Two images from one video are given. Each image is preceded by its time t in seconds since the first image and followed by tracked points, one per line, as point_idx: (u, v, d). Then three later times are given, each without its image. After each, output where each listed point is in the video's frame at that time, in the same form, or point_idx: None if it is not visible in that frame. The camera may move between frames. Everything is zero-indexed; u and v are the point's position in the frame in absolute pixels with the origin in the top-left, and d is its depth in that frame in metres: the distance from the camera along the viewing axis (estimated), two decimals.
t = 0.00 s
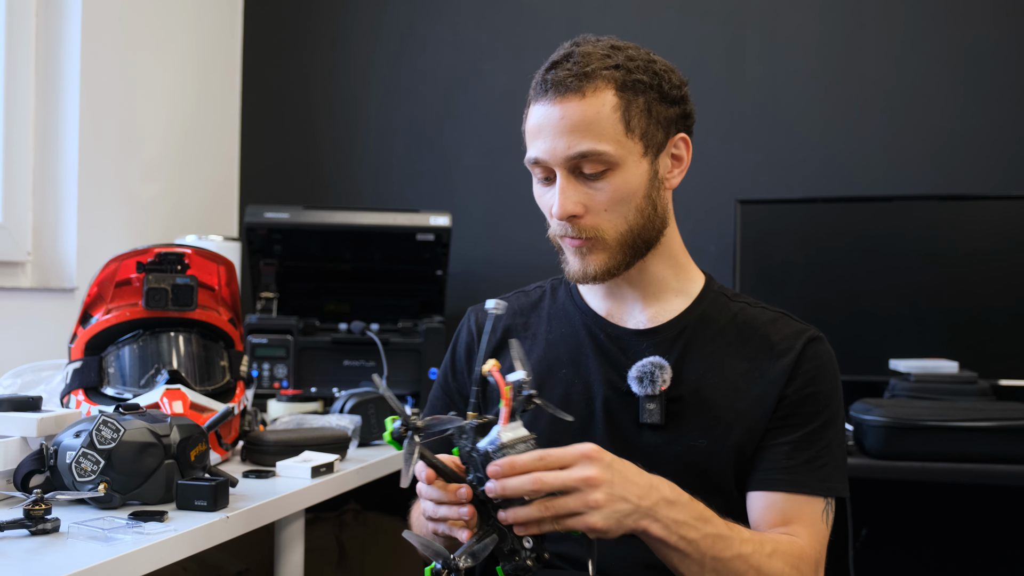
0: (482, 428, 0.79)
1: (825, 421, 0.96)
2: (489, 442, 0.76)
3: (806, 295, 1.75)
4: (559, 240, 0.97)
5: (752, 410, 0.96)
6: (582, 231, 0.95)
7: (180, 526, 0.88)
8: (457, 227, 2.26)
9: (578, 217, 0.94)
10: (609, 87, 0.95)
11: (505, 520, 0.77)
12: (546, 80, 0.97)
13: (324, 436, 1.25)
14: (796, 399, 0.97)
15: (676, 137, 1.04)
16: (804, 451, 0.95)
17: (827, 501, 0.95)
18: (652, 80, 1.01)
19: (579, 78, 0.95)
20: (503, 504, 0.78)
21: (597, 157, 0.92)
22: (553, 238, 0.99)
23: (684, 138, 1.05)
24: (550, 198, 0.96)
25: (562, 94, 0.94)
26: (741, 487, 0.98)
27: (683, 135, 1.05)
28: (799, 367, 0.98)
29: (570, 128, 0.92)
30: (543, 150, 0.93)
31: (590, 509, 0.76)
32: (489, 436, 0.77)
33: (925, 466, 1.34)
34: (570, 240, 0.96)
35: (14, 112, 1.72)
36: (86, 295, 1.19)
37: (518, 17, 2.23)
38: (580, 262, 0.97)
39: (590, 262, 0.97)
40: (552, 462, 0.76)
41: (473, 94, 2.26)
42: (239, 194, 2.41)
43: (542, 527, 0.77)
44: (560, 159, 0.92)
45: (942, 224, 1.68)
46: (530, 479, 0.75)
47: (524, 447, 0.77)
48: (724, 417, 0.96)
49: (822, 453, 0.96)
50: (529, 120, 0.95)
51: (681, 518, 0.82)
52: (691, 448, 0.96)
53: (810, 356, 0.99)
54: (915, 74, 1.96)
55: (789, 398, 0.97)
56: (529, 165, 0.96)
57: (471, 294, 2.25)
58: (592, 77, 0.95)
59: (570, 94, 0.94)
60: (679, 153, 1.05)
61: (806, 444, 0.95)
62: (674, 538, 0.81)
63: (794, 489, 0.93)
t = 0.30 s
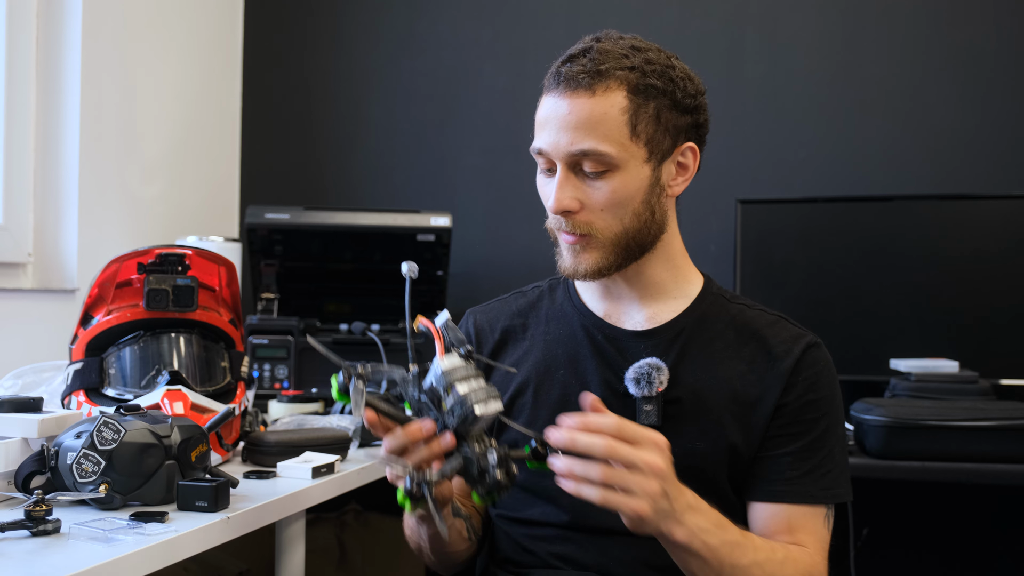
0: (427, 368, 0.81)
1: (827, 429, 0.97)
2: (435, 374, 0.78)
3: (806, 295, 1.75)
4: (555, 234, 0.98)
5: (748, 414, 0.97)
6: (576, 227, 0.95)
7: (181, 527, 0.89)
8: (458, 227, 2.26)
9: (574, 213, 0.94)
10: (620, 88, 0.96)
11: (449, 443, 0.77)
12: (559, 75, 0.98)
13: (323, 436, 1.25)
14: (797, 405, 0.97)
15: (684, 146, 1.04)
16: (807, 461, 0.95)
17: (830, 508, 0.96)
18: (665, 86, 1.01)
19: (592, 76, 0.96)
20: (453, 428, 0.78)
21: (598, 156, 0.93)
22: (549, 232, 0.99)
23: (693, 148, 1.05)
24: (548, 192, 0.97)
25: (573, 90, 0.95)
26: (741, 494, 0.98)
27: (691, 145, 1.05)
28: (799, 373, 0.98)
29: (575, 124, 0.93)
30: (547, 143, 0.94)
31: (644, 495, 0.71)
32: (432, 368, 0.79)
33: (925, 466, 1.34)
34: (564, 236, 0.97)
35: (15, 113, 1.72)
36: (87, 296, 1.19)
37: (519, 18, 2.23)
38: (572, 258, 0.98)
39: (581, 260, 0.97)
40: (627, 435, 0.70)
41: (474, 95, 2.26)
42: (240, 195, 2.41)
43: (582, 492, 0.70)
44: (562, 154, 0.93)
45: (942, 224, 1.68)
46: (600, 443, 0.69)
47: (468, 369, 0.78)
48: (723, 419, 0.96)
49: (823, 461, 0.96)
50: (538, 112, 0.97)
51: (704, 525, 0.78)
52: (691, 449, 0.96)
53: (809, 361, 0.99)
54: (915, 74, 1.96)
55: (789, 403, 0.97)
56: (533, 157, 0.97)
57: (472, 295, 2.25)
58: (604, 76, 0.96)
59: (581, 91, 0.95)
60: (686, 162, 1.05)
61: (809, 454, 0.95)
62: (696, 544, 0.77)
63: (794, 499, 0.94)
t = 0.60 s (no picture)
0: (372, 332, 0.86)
1: (843, 435, 0.99)
2: (383, 327, 0.85)
3: (807, 295, 1.75)
4: (554, 231, 0.98)
5: (754, 415, 0.97)
6: (576, 226, 0.95)
7: (183, 528, 0.89)
8: (458, 228, 2.27)
9: (574, 212, 0.95)
10: (629, 90, 0.96)
11: (419, 381, 0.78)
12: (571, 73, 0.98)
13: (326, 437, 1.25)
14: (813, 415, 0.98)
15: (690, 153, 1.04)
16: (834, 469, 0.98)
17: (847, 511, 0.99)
18: (676, 91, 1.01)
19: (602, 76, 0.96)
20: (419, 367, 0.80)
21: (603, 156, 0.93)
22: (550, 229, 0.99)
23: (699, 156, 1.05)
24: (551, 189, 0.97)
25: (582, 89, 0.95)
26: (771, 507, 0.99)
27: (698, 153, 1.05)
28: (811, 380, 0.99)
29: (582, 123, 0.93)
30: (553, 140, 0.95)
31: None
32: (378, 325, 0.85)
33: (926, 466, 1.34)
34: (564, 234, 0.97)
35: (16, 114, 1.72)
36: (88, 297, 1.19)
37: (519, 19, 2.23)
38: (570, 256, 0.98)
39: (579, 259, 0.97)
40: None
41: (474, 96, 2.26)
42: (240, 196, 2.41)
43: None
44: (566, 152, 0.94)
45: (942, 224, 1.68)
46: None
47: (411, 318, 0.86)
48: (730, 423, 0.97)
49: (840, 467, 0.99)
50: (547, 109, 0.97)
51: None
52: (695, 451, 0.96)
53: (819, 369, 0.99)
54: (915, 74, 1.96)
55: (802, 411, 0.98)
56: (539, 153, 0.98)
57: (473, 295, 2.25)
58: (615, 78, 0.96)
59: (590, 91, 0.95)
60: (691, 169, 1.05)
61: (833, 462, 0.98)
62: None
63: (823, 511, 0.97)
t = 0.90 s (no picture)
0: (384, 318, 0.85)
1: (846, 436, 0.99)
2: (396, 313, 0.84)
3: (807, 297, 1.75)
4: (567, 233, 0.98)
5: (755, 417, 0.97)
6: (589, 230, 0.95)
7: (184, 530, 0.88)
8: (459, 229, 2.26)
9: (589, 215, 0.95)
10: (648, 97, 0.96)
11: (426, 364, 0.77)
12: (589, 76, 0.98)
13: (327, 439, 1.25)
14: (812, 417, 0.98)
15: (704, 160, 1.04)
16: (837, 471, 0.97)
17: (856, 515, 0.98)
18: (694, 99, 1.01)
19: (622, 81, 0.96)
20: (426, 355, 0.79)
21: (620, 162, 0.93)
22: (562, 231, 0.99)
23: (713, 164, 1.05)
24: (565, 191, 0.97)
25: (602, 93, 0.95)
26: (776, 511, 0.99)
27: (712, 161, 1.05)
28: (810, 383, 0.98)
29: (600, 127, 0.93)
30: (570, 142, 0.94)
31: None
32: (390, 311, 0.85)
33: (927, 467, 1.34)
34: (577, 237, 0.97)
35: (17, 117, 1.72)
36: (90, 299, 1.19)
37: (520, 21, 2.23)
38: (582, 259, 0.97)
39: (590, 262, 0.97)
40: None
41: (474, 98, 2.26)
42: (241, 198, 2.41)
43: None
44: (583, 155, 0.93)
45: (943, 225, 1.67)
46: None
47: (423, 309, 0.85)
48: (730, 425, 0.96)
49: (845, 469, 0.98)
50: (565, 111, 0.97)
51: None
52: (695, 452, 0.96)
53: (819, 371, 0.99)
54: (916, 76, 1.96)
55: (803, 414, 0.97)
56: (555, 154, 0.97)
57: (473, 296, 2.25)
58: (634, 83, 0.96)
59: (609, 95, 0.95)
60: (705, 176, 1.05)
61: (836, 464, 0.97)
62: None
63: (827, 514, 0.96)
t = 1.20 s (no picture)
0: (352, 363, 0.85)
1: (849, 442, 0.99)
2: (363, 359, 0.83)
3: (807, 299, 1.75)
4: (582, 233, 0.98)
5: (760, 421, 0.97)
6: (607, 230, 0.95)
7: (183, 533, 0.88)
8: (459, 231, 2.26)
9: (608, 216, 0.94)
10: (668, 97, 0.96)
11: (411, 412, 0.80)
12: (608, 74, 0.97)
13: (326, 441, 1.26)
14: (818, 421, 0.98)
15: (719, 162, 1.04)
16: (840, 476, 0.97)
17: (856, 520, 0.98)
18: (711, 100, 1.01)
19: (642, 80, 0.95)
20: (407, 400, 0.81)
21: (640, 163, 0.93)
22: (577, 230, 0.99)
23: (727, 165, 1.06)
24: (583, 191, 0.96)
25: (622, 92, 0.94)
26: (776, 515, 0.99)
27: (726, 163, 1.06)
28: (817, 388, 0.98)
29: (621, 127, 0.93)
30: (590, 142, 0.93)
31: None
32: (356, 356, 0.84)
33: (927, 470, 1.34)
34: (593, 237, 0.97)
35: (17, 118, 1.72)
36: (88, 302, 1.19)
37: (519, 23, 2.24)
38: (597, 260, 0.97)
39: (606, 263, 0.97)
40: None
41: (474, 99, 2.27)
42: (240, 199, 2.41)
43: None
44: (603, 156, 0.93)
45: (943, 227, 1.68)
46: None
47: (389, 345, 0.85)
48: (735, 429, 0.96)
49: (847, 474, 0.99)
50: (583, 109, 0.96)
51: None
52: (699, 455, 0.96)
53: (824, 376, 0.99)
54: (916, 78, 1.96)
55: (808, 418, 0.97)
56: (572, 154, 0.97)
57: (472, 298, 2.24)
58: (654, 84, 0.96)
59: (630, 95, 0.94)
60: (718, 178, 1.06)
61: (839, 469, 0.97)
62: None
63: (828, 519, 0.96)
